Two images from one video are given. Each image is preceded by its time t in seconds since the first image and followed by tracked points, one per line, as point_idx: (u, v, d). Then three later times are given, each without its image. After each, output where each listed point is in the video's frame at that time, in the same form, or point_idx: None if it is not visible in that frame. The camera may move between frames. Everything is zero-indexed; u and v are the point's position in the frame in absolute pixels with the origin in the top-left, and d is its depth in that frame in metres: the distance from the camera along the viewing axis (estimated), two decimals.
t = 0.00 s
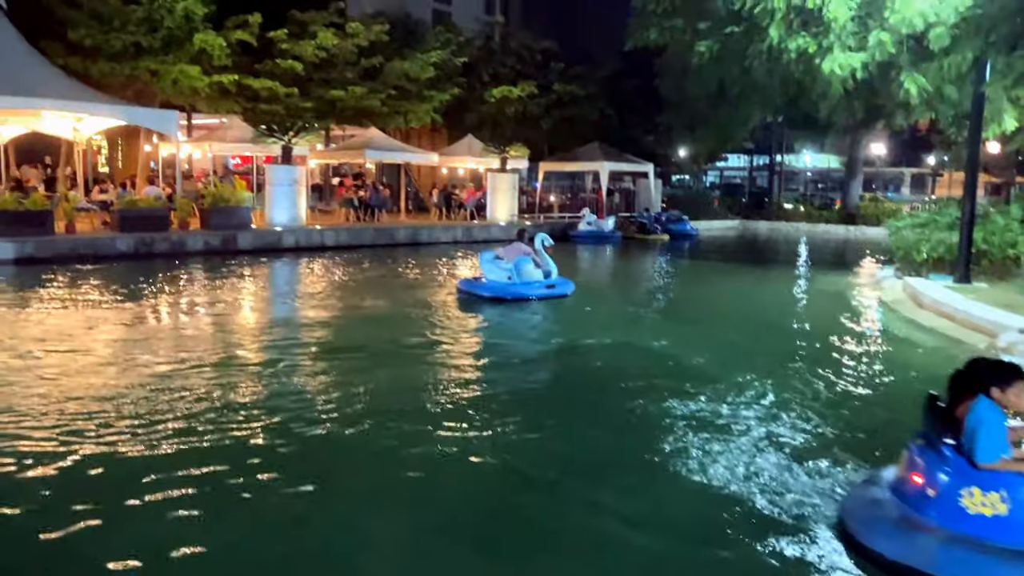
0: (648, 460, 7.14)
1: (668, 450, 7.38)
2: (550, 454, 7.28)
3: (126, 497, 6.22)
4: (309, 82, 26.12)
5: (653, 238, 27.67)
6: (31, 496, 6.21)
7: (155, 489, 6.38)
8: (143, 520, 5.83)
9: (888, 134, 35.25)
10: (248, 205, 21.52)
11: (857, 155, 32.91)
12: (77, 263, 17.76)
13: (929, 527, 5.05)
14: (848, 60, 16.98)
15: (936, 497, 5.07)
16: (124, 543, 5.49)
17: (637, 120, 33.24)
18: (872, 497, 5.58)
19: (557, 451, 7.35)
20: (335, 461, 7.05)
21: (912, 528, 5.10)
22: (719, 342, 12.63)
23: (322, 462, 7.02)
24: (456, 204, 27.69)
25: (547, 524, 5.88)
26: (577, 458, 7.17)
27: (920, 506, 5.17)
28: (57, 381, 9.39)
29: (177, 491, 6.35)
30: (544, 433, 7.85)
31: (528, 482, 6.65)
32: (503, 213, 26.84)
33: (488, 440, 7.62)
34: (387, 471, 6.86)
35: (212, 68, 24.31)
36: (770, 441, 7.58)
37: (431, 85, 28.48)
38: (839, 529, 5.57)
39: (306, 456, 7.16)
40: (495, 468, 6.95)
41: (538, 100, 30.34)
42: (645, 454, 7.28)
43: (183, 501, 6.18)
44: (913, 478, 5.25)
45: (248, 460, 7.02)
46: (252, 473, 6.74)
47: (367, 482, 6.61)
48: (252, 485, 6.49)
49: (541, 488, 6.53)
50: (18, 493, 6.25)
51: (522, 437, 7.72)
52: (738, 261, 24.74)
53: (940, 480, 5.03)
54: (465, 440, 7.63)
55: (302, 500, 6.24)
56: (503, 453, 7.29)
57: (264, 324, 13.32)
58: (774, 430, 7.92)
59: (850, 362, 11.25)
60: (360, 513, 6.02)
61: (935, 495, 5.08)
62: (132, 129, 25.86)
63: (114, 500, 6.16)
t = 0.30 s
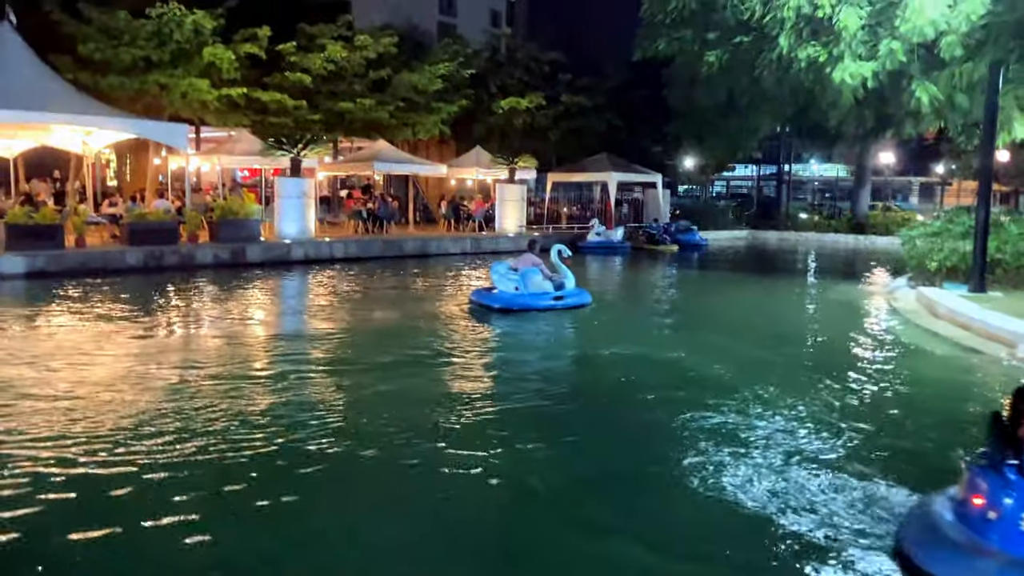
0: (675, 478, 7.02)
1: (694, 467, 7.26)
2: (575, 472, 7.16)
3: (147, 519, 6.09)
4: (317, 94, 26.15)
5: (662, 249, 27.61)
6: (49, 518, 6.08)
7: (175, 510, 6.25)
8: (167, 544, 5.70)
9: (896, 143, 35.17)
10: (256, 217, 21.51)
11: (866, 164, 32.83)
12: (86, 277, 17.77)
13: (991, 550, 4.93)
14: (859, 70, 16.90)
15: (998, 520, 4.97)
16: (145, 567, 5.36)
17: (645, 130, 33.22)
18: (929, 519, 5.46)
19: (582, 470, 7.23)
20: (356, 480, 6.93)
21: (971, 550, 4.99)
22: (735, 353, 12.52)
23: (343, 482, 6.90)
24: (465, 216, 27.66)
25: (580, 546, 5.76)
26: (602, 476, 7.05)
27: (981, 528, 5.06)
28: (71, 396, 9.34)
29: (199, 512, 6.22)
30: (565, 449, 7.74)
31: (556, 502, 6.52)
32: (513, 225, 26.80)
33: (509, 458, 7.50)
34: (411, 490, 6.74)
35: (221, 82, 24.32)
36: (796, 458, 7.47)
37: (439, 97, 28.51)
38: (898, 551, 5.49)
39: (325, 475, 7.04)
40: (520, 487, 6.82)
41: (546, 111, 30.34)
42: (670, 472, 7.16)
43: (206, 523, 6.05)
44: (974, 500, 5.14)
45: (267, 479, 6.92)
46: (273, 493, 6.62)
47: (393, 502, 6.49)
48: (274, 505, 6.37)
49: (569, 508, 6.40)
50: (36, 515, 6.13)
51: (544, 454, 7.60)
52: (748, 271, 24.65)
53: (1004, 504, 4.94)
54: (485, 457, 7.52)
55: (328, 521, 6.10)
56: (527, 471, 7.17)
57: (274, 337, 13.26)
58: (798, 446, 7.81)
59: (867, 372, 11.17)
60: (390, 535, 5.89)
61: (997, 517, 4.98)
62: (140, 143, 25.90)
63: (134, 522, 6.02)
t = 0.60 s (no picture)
0: (697, 493, 6.89)
1: (714, 481, 7.13)
2: (594, 487, 7.02)
3: (164, 539, 5.94)
4: (322, 103, 26.15)
5: (668, 255, 27.51)
6: (63, 540, 5.93)
7: (192, 530, 6.11)
8: (187, 564, 5.55)
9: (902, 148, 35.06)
10: (262, 226, 21.45)
11: (872, 169, 32.73)
12: (92, 288, 17.72)
13: None
14: (867, 75, 16.81)
15: None
16: None
17: (650, 137, 33.17)
18: (990, 542, 5.30)
19: (600, 483, 7.10)
20: (372, 496, 6.80)
21: None
22: (747, 361, 12.43)
23: (359, 497, 6.76)
24: (470, 224, 27.59)
25: (607, 564, 5.62)
26: (622, 490, 6.93)
27: None
28: (80, 408, 9.25)
29: (215, 531, 6.08)
30: (580, 463, 7.62)
31: (578, 517, 6.38)
32: (518, 232, 26.75)
33: (526, 472, 7.37)
34: (429, 504, 6.61)
35: (226, 91, 24.26)
36: (818, 472, 7.36)
37: (444, 105, 28.48)
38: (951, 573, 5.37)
39: (340, 490, 6.91)
40: (542, 501, 6.69)
41: (551, 118, 30.30)
42: (690, 487, 7.02)
43: (225, 543, 5.90)
44: None
45: (280, 495, 6.78)
46: (289, 510, 6.48)
47: (413, 517, 6.36)
48: (290, 522, 6.24)
49: (593, 523, 6.27)
50: (49, 537, 5.97)
51: (561, 467, 7.48)
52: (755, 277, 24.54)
53: None
54: (501, 471, 7.38)
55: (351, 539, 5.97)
56: (544, 486, 7.03)
57: (282, 347, 13.19)
58: (818, 459, 7.71)
59: (881, 380, 11.07)
60: (416, 553, 5.74)
61: None
62: (145, 153, 25.89)
63: (152, 543, 5.87)
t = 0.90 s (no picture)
0: (718, 505, 6.77)
1: (735, 493, 7.02)
2: (614, 498, 6.91)
3: (180, 554, 5.81)
4: (327, 109, 26.17)
5: (674, 261, 27.42)
6: (76, 556, 5.78)
7: (209, 544, 5.98)
8: None
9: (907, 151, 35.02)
10: (268, 233, 21.42)
11: (878, 173, 32.68)
12: (98, 295, 17.69)
13: None
14: (875, 78, 16.73)
15: None
16: None
17: (655, 141, 33.15)
18: None
19: (620, 495, 6.98)
20: (387, 506, 6.69)
21: None
22: (759, 366, 12.36)
23: (375, 508, 6.65)
24: (475, 230, 27.53)
25: None
26: (641, 502, 6.82)
27: None
28: (88, 418, 9.16)
29: (233, 545, 5.95)
30: (597, 474, 7.50)
31: (601, 530, 6.27)
32: (523, 238, 26.65)
33: (542, 483, 7.25)
34: (446, 515, 6.51)
35: (231, 98, 24.22)
36: (838, 482, 7.26)
37: (449, 111, 28.47)
38: None
39: (355, 501, 6.80)
40: (562, 513, 6.58)
41: (556, 124, 30.27)
42: (711, 499, 6.90)
43: (244, 558, 5.77)
44: None
45: (294, 506, 6.68)
46: (305, 522, 6.36)
47: (433, 529, 6.24)
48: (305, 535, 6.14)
49: (616, 536, 6.16)
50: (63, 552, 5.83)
51: (577, 478, 7.37)
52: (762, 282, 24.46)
53: None
54: (517, 482, 7.27)
55: (373, 553, 5.85)
56: (562, 498, 6.91)
57: (289, 355, 13.14)
58: (837, 469, 7.60)
59: (895, 385, 11.02)
60: (435, 567, 5.64)
61: None
62: (150, 160, 25.90)
63: (168, 559, 5.74)
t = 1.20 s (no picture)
0: (741, 516, 6.69)
1: (756, 504, 6.94)
2: (634, 508, 6.83)
3: (200, 565, 5.74)
4: (334, 113, 26.18)
5: (682, 264, 27.35)
6: (96, 566, 5.70)
7: (228, 554, 5.91)
8: None
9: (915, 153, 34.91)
10: (276, 238, 21.41)
11: (886, 174, 32.58)
12: (106, 300, 17.67)
13: None
14: (885, 80, 16.52)
15: None
16: None
17: (662, 144, 33.10)
18: None
19: (640, 505, 6.90)
20: (407, 516, 6.62)
21: None
22: (773, 369, 12.31)
23: (393, 518, 6.58)
24: (483, 233, 27.48)
25: None
26: (656, 511, 6.75)
27: None
28: (99, 423, 9.11)
29: (252, 556, 5.88)
30: (616, 483, 7.42)
31: (624, 542, 6.19)
32: (530, 242, 26.64)
33: (559, 492, 7.18)
34: (464, 526, 6.43)
35: (238, 102, 24.26)
36: (860, 493, 7.18)
37: (456, 114, 28.45)
38: None
39: (372, 511, 6.72)
40: (583, 524, 6.50)
41: (563, 127, 30.22)
42: (727, 509, 6.83)
43: (259, 569, 5.70)
44: None
45: (307, 515, 6.63)
46: (320, 533, 6.29)
47: (454, 540, 6.17)
48: (318, 546, 6.06)
49: (641, 548, 6.09)
50: (81, 562, 5.75)
51: (595, 487, 7.29)
52: (771, 285, 24.37)
53: None
54: (534, 491, 7.20)
55: (395, 564, 5.78)
56: (581, 508, 6.83)
57: (297, 360, 13.13)
58: (857, 478, 7.53)
59: (911, 389, 10.95)
60: None
61: None
62: (158, 164, 25.93)
63: (183, 570, 5.67)
